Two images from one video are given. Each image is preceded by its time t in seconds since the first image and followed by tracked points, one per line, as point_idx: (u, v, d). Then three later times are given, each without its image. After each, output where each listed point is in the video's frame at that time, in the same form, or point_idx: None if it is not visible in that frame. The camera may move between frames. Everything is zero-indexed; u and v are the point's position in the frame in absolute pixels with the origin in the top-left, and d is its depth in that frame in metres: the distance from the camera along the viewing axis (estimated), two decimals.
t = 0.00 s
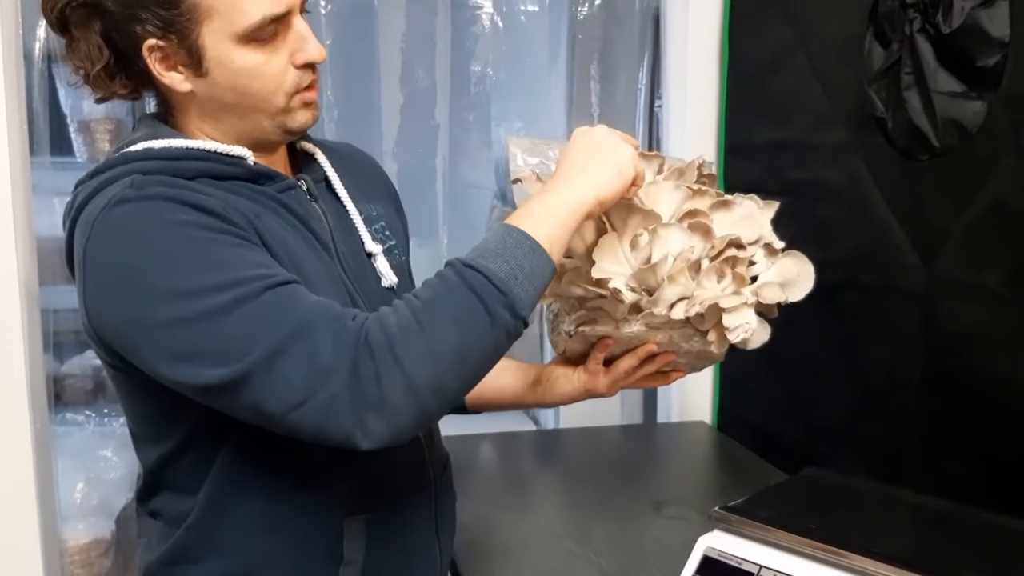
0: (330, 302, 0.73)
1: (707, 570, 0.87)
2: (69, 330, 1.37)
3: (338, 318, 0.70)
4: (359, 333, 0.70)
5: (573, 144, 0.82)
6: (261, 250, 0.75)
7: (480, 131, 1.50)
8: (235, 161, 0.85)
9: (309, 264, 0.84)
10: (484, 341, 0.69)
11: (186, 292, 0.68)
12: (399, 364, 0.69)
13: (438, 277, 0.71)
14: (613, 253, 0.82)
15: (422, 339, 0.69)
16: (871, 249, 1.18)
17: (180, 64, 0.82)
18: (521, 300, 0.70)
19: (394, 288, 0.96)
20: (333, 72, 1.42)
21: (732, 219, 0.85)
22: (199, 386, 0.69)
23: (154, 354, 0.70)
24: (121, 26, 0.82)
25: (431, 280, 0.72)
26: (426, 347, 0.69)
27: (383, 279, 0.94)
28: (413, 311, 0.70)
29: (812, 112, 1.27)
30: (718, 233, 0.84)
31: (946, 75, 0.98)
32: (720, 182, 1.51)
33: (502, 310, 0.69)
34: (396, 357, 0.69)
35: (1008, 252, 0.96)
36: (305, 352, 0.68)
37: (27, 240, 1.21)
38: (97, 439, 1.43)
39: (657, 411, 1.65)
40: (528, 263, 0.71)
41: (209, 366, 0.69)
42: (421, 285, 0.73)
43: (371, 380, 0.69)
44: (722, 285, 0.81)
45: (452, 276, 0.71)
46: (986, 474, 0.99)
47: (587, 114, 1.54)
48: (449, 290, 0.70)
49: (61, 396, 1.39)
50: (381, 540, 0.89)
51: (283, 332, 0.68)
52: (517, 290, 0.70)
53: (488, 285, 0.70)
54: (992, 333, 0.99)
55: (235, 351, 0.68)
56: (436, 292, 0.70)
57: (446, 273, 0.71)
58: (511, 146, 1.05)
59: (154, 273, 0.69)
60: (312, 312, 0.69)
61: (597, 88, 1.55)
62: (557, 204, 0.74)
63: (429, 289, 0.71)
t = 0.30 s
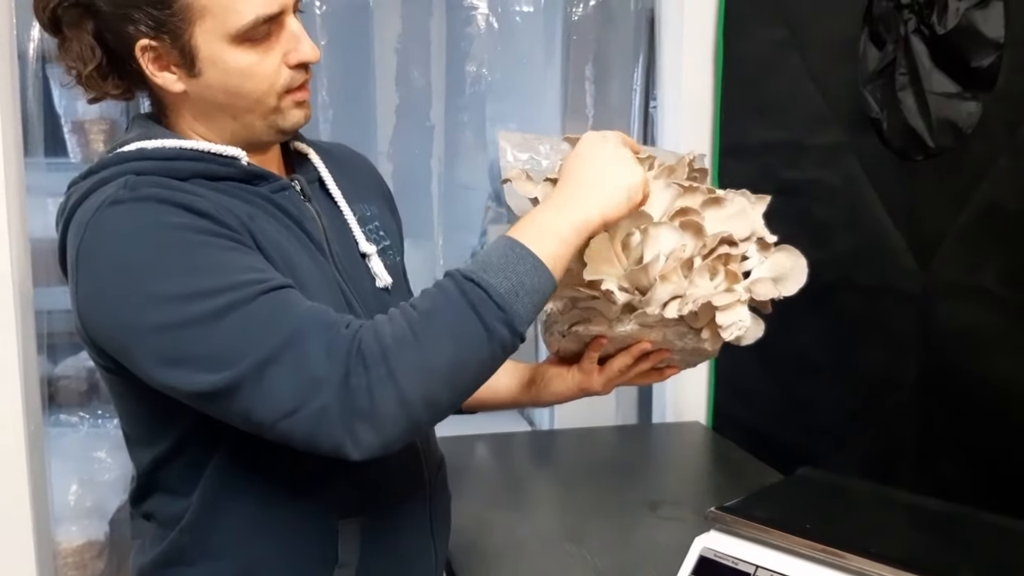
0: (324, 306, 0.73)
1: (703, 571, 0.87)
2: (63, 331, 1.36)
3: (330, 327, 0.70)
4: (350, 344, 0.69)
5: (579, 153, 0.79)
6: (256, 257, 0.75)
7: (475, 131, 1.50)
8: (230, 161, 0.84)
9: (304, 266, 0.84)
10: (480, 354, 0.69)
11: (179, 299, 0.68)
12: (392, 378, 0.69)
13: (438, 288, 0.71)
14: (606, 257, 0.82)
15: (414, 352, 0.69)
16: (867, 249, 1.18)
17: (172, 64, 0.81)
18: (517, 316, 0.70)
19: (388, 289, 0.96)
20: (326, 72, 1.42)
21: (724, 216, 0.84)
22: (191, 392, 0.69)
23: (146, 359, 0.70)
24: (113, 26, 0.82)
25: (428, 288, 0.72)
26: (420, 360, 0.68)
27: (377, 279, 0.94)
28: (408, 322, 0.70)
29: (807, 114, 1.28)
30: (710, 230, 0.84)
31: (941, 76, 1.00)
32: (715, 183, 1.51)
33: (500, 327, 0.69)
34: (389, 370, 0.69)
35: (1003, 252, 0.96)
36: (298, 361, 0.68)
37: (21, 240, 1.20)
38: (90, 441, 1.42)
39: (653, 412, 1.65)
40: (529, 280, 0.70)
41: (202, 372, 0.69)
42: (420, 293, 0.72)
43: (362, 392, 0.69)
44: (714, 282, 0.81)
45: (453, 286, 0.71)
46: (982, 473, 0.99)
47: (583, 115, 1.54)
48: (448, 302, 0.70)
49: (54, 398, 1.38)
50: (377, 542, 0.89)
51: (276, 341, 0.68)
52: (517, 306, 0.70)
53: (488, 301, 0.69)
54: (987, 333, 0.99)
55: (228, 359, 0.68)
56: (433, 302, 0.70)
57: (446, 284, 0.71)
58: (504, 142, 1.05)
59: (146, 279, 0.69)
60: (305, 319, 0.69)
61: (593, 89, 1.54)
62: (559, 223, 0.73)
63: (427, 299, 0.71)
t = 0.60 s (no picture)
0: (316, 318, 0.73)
1: (700, 571, 0.86)
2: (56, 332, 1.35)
3: (319, 339, 0.69)
4: (339, 359, 0.69)
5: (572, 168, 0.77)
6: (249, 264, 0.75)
7: (470, 130, 1.49)
8: (221, 161, 0.84)
9: (297, 270, 0.83)
10: (472, 373, 0.69)
11: (169, 307, 0.68)
12: (381, 397, 0.68)
13: (428, 304, 0.71)
14: (600, 257, 0.83)
15: (404, 371, 0.68)
16: (862, 249, 1.18)
17: (163, 64, 0.81)
18: (508, 338, 0.70)
19: (381, 290, 0.95)
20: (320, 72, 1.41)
21: (719, 215, 0.84)
22: (180, 400, 0.69)
23: (135, 365, 0.70)
24: (103, 26, 0.81)
25: (421, 302, 0.71)
26: (410, 379, 0.68)
27: (370, 280, 0.94)
28: (399, 340, 0.70)
29: (802, 114, 1.28)
30: (706, 229, 0.84)
31: (935, 75, 0.99)
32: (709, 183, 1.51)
33: (491, 348, 0.69)
34: (378, 388, 0.68)
35: (999, 252, 0.96)
36: (287, 376, 0.68)
37: (14, 240, 1.20)
38: (83, 442, 1.40)
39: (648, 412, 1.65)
40: (521, 302, 0.70)
41: (191, 382, 0.69)
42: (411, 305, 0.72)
43: (350, 409, 0.68)
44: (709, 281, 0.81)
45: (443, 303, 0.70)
46: (978, 473, 0.99)
47: (578, 115, 1.54)
48: (438, 320, 0.69)
49: (47, 399, 1.37)
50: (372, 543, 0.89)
51: (266, 355, 0.68)
52: (508, 328, 0.69)
53: (479, 319, 0.69)
54: (982, 332, 0.99)
55: (218, 369, 0.68)
56: (425, 320, 0.70)
57: (436, 300, 0.70)
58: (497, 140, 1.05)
59: (136, 288, 0.68)
60: (296, 331, 0.69)
61: (588, 89, 1.54)
62: (553, 238, 0.72)
63: (419, 313, 0.70)
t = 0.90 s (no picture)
0: (310, 326, 0.73)
1: (697, 572, 0.86)
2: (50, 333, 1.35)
3: (312, 346, 0.69)
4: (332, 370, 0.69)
5: (563, 175, 0.77)
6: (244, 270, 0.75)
7: (465, 132, 1.49)
8: (213, 164, 0.84)
9: (290, 275, 0.83)
10: (467, 381, 0.69)
11: (163, 315, 0.68)
12: (375, 407, 0.68)
13: (425, 312, 0.70)
14: (593, 261, 0.83)
15: (401, 384, 0.68)
16: (858, 250, 1.18)
17: (156, 65, 0.81)
18: (502, 343, 0.69)
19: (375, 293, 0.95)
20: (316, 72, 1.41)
21: (715, 219, 0.84)
22: (173, 408, 0.69)
23: (129, 372, 0.70)
24: (95, 26, 0.81)
25: (414, 311, 0.71)
26: (405, 388, 0.68)
27: (364, 283, 0.93)
28: (394, 348, 0.69)
29: (798, 115, 1.28)
30: (699, 234, 0.84)
31: (932, 77, 1.00)
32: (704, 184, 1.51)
33: (486, 356, 0.69)
34: (372, 398, 0.68)
35: (994, 252, 0.96)
36: (280, 385, 0.68)
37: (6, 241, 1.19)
38: (77, 443, 1.39)
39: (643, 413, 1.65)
40: (517, 310, 0.70)
41: (185, 390, 0.69)
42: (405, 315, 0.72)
43: (346, 421, 0.68)
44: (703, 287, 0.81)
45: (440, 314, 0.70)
46: (973, 473, 1.00)
47: (573, 116, 1.54)
48: (434, 329, 0.69)
49: (41, 400, 1.36)
50: (368, 545, 0.88)
51: (260, 364, 0.68)
52: (504, 336, 0.69)
53: (474, 327, 0.69)
54: (978, 332, 0.99)
55: (212, 378, 0.68)
56: (420, 328, 0.69)
57: (434, 308, 0.70)
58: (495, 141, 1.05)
59: (130, 294, 0.68)
60: (290, 338, 0.69)
61: (583, 90, 1.54)
62: (545, 248, 0.72)
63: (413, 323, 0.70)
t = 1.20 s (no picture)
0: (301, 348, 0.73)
1: (693, 570, 0.87)
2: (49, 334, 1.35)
3: (297, 375, 0.70)
4: (317, 396, 0.69)
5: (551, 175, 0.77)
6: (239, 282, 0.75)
7: (462, 134, 1.51)
8: (209, 169, 0.84)
9: (286, 282, 0.83)
10: (448, 408, 0.70)
11: (159, 331, 0.68)
12: (358, 436, 0.69)
13: (404, 339, 0.70)
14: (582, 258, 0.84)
15: (380, 410, 0.69)
16: (851, 252, 1.19)
17: (154, 73, 0.81)
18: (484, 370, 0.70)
19: (371, 295, 0.96)
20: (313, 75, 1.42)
21: (704, 220, 0.85)
22: (169, 426, 0.69)
23: (126, 390, 0.70)
24: (91, 32, 0.81)
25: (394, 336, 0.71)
26: (387, 416, 0.69)
27: (361, 285, 0.94)
28: (374, 377, 0.70)
29: (792, 117, 1.29)
30: (687, 233, 0.85)
31: (924, 80, 1.01)
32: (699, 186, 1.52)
33: (467, 383, 0.70)
34: (355, 428, 0.69)
35: (987, 253, 0.97)
36: (272, 407, 0.69)
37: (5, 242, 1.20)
38: (75, 445, 1.40)
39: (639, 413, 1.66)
40: (495, 335, 0.70)
41: (181, 407, 0.69)
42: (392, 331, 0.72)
43: (328, 448, 0.69)
44: (690, 286, 0.81)
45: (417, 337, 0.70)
46: (966, 472, 1.01)
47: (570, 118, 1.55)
48: (413, 356, 0.69)
49: (39, 401, 1.36)
50: (366, 543, 0.89)
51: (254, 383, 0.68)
52: (483, 361, 0.70)
53: (455, 356, 0.69)
54: (971, 333, 1.00)
55: (208, 395, 0.68)
56: (399, 357, 0.70)
57: (412, 334, 0.70)
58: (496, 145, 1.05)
59: (128, 310, 0.69)
60: (280, 360, 0.70)
61: (579, 93, 1.55)
62: (532, 248, 0.73)
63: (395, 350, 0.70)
